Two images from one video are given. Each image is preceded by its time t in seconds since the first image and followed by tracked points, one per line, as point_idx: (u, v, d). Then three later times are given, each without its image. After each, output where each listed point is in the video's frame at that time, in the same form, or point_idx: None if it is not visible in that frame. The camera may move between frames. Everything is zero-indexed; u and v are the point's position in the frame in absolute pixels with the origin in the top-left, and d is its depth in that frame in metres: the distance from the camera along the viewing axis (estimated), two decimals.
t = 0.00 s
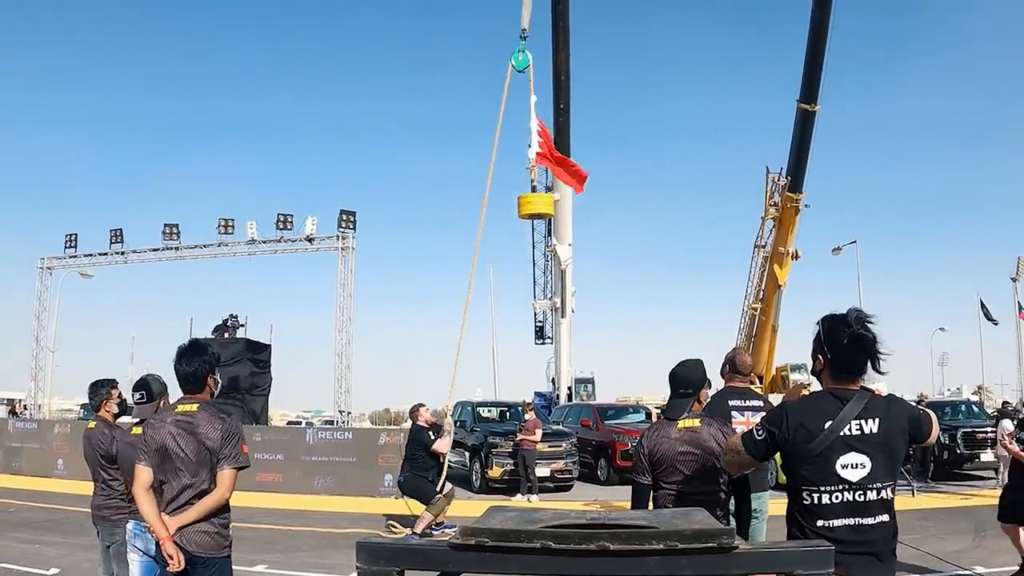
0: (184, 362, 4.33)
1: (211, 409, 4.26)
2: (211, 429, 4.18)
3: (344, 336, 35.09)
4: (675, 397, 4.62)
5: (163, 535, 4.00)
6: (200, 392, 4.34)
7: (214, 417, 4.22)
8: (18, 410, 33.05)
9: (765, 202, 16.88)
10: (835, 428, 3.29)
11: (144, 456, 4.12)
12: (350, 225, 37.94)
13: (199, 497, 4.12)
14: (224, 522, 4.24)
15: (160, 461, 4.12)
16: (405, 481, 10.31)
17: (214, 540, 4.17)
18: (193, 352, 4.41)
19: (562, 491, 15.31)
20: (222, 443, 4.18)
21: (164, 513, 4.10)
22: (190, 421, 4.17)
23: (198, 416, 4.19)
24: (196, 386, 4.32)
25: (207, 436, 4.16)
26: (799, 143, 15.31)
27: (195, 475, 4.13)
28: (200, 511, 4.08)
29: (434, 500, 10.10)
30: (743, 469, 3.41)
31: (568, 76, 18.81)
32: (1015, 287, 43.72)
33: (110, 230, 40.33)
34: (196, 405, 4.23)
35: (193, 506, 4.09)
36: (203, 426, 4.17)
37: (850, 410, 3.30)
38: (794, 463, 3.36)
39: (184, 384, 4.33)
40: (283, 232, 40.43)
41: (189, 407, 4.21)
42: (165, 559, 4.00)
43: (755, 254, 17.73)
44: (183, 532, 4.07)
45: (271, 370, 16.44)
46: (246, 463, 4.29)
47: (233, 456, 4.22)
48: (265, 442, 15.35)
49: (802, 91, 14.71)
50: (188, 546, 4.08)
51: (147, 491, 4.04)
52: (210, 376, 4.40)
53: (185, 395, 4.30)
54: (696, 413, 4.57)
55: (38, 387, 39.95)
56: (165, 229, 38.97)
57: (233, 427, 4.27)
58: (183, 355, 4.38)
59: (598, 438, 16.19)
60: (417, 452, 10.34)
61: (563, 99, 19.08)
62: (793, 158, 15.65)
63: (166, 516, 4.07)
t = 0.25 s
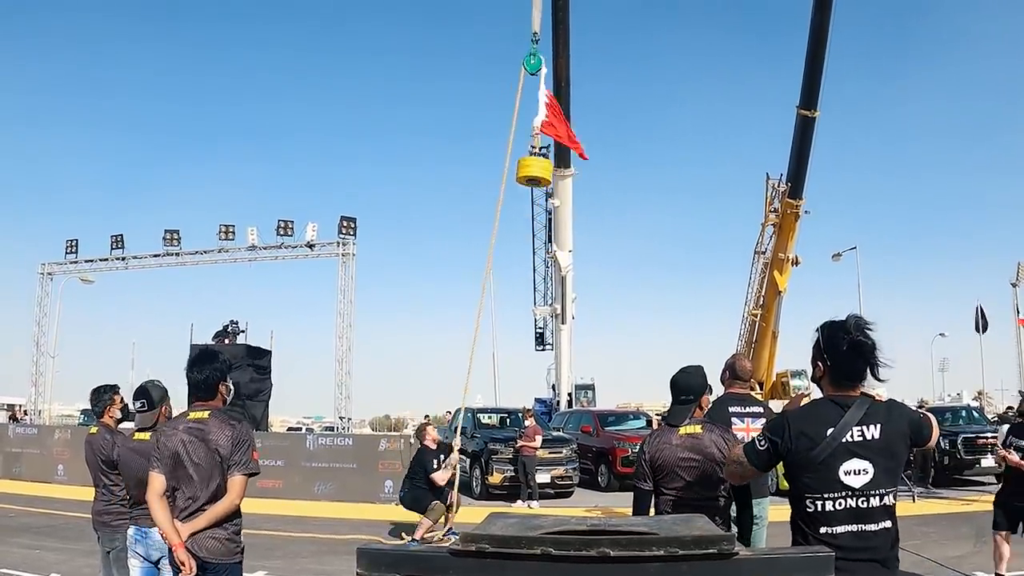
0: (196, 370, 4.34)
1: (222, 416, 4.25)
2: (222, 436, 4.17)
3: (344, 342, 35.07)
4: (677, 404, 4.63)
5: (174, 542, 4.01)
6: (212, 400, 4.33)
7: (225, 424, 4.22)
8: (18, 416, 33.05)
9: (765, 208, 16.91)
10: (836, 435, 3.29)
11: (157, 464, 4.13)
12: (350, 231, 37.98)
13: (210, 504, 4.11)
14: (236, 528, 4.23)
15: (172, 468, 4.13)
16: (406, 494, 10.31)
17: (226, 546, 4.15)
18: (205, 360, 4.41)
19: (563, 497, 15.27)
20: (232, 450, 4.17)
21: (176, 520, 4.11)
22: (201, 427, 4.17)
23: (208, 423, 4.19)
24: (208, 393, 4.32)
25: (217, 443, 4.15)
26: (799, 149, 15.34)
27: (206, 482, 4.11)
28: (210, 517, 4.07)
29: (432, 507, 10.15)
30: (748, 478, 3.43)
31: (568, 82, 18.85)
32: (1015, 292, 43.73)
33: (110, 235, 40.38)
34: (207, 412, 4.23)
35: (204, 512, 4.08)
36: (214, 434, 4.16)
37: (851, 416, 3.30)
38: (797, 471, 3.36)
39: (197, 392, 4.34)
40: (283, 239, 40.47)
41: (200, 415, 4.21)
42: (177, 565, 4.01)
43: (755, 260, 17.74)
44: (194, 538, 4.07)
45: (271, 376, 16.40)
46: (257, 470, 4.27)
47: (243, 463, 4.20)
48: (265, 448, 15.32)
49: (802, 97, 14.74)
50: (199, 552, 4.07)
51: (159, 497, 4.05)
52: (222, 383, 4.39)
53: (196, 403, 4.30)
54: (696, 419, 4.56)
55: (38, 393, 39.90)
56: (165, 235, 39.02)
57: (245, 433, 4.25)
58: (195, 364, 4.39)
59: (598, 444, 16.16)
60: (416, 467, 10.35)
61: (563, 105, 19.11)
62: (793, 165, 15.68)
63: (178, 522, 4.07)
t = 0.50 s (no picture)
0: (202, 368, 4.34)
1: (227, 414, 4.25)
2: (227, 434, 4.18)
3: (344, 340, 35.07)
4: (679, 403, 4.61)
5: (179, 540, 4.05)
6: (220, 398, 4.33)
7: (230, 422, 4.22)
8: (18, 414, 33.07)
9: (766, 206, 16.90)
10: (836, 430, 3.29)
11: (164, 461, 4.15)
12: (351, 229, 37.97)
13: (215, 502, 4.14)
14: (240, 525, 4.25)
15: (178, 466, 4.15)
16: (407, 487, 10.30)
17: (230, 544, 4.19)
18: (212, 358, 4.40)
19: (563, 495, 15.28)
20: (236, 449, 4.17)
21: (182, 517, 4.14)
22: (206, 425, 4.17)
23: (213, 422, 4.19)
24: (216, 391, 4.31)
25: (222, 442, 4.15)
26: (800, 147, 15.32)
27: (211, 480, 4.13)
28: (214, 516, 4.10)
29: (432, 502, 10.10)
30: (748, 481, 3.39)
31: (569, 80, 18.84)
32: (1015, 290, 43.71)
33: (111, 234, 40.38)
34: (213, 411, 4.23)
35: (208, 511, 4.11)
36: (218, 432, 4.17)
37: (850, 410, 3.31)
38: (796, 466, 3.35)
39: (202, 389, 4.35)
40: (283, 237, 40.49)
41: (206, 413, 4.22)
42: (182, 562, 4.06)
43: (755, 259, 17.73)
44: (199, 536, 4.11)
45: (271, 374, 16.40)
46: (260, 468, 4.27)
47: (247, 462, 4.21)
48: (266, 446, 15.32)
49: (802, 95, 14.73)
50: (205, 550, 4.12)
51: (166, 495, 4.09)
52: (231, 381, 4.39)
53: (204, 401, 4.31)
54: (697, 418, 4.57)
55: (38, 391, 39.89)
56: (165, 233, 39.02)
57: (249, 432, 4.26)
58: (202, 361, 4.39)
59: (599, 442, 16.17)
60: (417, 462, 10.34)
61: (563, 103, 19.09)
62: (794, 163, 15.67)
63: (184, 520, 4.11)
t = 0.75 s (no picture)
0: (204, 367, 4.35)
1: (227, 413, 4.25)
2: (224, 434, 4.18)
3: (344, 340, 35.05)
4: (681, 403, 4.57)
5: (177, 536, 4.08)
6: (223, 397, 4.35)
7: (228, 421, 4.22)
8: (18, 414, 33.06)
9: (765, 206, 16.89)
10: (794, 439, 3.27)
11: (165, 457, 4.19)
12: (350, 229, 37.95)
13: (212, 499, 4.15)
14: (238, 524, 4.24)
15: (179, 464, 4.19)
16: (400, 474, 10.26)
17: (226, 542, 4.18)
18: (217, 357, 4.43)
19: (563, 495, 15.28)
20: (232, 448, 4.17)
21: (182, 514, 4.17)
22: (204, 424, 4.19)
23: (212, 421, 4.20)
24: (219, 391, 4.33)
25: (218, 440, 4.16)
26: (800, 148, 15.32)
27: (208, 478, 4.14)
28: (209, 514, 4.10)
29: (423, 499, 10.14)
30: (711, 487, 3.44)
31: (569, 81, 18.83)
32: (1015, 290, 43.74)
33: (111, 233, 40.37)
34: (214, 409, 4.25)
35: (203, 509, 4.12)
36: (215, 431, 4.17)
37: (808, 419, 3.28)
38: (755, 476, 3.32)
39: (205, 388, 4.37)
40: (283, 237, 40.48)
41: (207, 412, 4.23)
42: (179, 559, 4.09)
43: (755, 259, 17.74)
44: (196, 534, 4.12)
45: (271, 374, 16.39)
46: (256, 468, 4.25)
47: (243, 461, 4.19)
48: (265, 445, 15.31)
49: (802, 95, 14.73)
50: (201, 548, 4.13)
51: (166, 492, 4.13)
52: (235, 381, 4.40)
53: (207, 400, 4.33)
54: (699, 418, 4.57)
55: (38, 391, 39.84)
56: (165, 233, 39.00)
57: (246, 431, 4.25)
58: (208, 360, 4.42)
59: (599, 442, 16.17)
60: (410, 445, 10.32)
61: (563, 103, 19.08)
62: (794, 164, 15.67)
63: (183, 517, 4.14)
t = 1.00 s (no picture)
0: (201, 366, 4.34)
1: (222, 413, 4.24)
2: (218, 433, 4.17)
3: (344, 340, 35.06)
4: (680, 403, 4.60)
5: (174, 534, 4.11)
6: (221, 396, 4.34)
7: (222, 420, 4.21)
8: (17, 414, 33.03)
9: (764, 207, 16.90)
10: (722, 443, 3.21)
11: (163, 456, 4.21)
12: (350, 229, 37.95)
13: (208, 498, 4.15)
14: (236, 522, 4.23)
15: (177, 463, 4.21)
16: (392, 465, 10.28)
17: (222, 540, 4.18)
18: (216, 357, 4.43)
19: (562, 495, 15.28)
20: (225, 447, 4.15)
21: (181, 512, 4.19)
22: (200, 423, 4.18)
23: (207, 420, 4.19)
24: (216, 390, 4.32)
25: (213, 439, 4.15)
26: (799, 148, 15.32)
27: (203, 477, 4.14)
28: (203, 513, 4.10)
29: (406, 492, 10.12)
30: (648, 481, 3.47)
31: (568, 81, 18.83)
32: (1014, 290, 43.80)
33: (110, 233, 40.35)
34: (210, 409, 4.24)
35: (199, 507, 4.12)
36: (210, 431, 4.17)
37: (736, 424, 3.23)
38: (684, 481, 3.25)
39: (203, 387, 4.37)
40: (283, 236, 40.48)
41: (203, 412, 4.23)
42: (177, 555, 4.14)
43: (754, 259, 17.75)
44: (193, 531, 4.14)
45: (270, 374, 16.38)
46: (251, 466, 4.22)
47: (236, 459, 4.17)
48: (265, 445, 15.31)
49: (802, 95, 14.73)
50: (198, 545, 4.15)
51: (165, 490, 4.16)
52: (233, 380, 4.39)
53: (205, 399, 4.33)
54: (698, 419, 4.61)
55: (37, 391, 39.79)
56: (165, 233, 38.98)
57: (240, 430, 4.23)
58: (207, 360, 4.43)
59: (598, 442, 16.17)
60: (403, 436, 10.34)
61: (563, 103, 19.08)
62: (793, 164, 15.67)
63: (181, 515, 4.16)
